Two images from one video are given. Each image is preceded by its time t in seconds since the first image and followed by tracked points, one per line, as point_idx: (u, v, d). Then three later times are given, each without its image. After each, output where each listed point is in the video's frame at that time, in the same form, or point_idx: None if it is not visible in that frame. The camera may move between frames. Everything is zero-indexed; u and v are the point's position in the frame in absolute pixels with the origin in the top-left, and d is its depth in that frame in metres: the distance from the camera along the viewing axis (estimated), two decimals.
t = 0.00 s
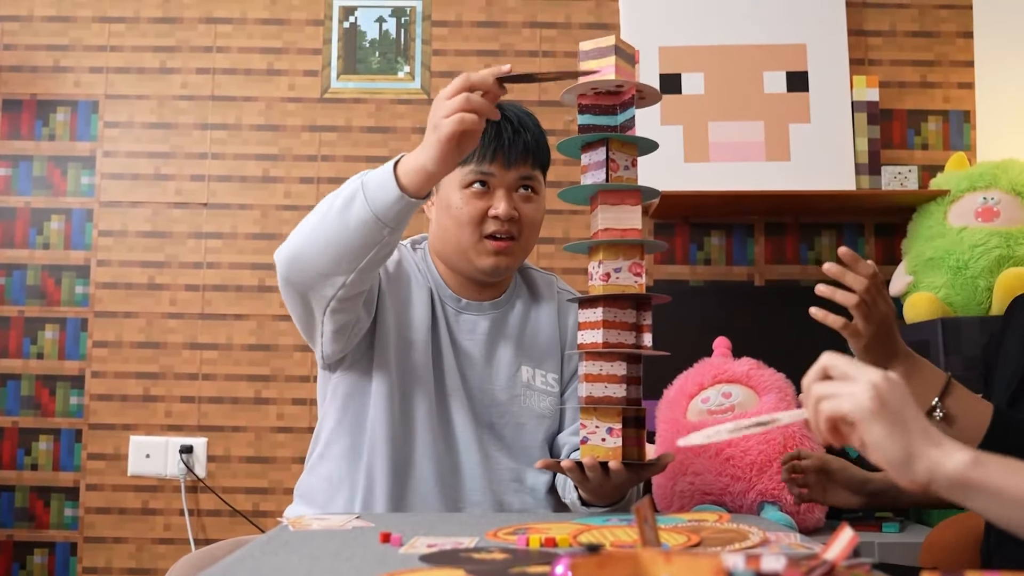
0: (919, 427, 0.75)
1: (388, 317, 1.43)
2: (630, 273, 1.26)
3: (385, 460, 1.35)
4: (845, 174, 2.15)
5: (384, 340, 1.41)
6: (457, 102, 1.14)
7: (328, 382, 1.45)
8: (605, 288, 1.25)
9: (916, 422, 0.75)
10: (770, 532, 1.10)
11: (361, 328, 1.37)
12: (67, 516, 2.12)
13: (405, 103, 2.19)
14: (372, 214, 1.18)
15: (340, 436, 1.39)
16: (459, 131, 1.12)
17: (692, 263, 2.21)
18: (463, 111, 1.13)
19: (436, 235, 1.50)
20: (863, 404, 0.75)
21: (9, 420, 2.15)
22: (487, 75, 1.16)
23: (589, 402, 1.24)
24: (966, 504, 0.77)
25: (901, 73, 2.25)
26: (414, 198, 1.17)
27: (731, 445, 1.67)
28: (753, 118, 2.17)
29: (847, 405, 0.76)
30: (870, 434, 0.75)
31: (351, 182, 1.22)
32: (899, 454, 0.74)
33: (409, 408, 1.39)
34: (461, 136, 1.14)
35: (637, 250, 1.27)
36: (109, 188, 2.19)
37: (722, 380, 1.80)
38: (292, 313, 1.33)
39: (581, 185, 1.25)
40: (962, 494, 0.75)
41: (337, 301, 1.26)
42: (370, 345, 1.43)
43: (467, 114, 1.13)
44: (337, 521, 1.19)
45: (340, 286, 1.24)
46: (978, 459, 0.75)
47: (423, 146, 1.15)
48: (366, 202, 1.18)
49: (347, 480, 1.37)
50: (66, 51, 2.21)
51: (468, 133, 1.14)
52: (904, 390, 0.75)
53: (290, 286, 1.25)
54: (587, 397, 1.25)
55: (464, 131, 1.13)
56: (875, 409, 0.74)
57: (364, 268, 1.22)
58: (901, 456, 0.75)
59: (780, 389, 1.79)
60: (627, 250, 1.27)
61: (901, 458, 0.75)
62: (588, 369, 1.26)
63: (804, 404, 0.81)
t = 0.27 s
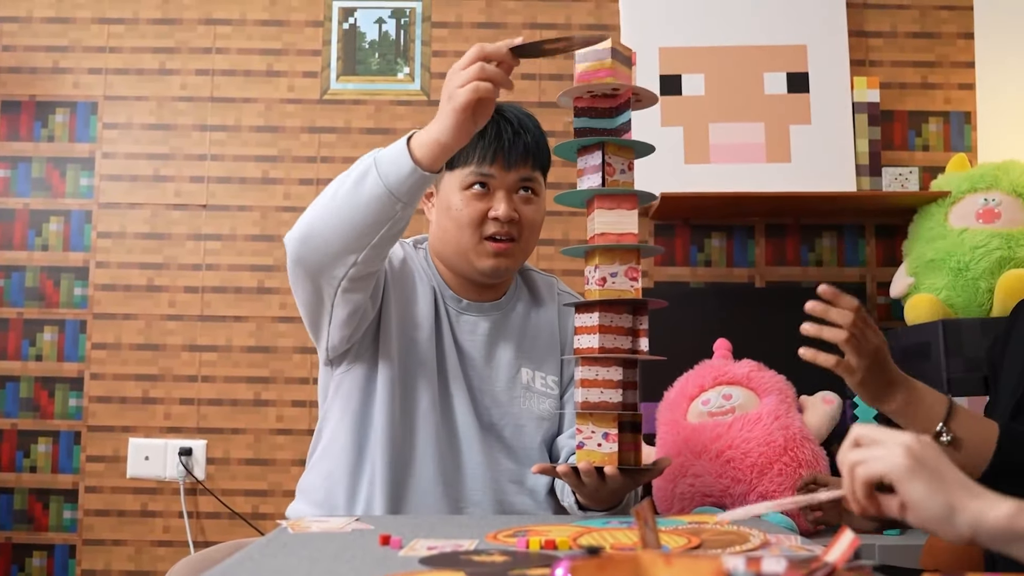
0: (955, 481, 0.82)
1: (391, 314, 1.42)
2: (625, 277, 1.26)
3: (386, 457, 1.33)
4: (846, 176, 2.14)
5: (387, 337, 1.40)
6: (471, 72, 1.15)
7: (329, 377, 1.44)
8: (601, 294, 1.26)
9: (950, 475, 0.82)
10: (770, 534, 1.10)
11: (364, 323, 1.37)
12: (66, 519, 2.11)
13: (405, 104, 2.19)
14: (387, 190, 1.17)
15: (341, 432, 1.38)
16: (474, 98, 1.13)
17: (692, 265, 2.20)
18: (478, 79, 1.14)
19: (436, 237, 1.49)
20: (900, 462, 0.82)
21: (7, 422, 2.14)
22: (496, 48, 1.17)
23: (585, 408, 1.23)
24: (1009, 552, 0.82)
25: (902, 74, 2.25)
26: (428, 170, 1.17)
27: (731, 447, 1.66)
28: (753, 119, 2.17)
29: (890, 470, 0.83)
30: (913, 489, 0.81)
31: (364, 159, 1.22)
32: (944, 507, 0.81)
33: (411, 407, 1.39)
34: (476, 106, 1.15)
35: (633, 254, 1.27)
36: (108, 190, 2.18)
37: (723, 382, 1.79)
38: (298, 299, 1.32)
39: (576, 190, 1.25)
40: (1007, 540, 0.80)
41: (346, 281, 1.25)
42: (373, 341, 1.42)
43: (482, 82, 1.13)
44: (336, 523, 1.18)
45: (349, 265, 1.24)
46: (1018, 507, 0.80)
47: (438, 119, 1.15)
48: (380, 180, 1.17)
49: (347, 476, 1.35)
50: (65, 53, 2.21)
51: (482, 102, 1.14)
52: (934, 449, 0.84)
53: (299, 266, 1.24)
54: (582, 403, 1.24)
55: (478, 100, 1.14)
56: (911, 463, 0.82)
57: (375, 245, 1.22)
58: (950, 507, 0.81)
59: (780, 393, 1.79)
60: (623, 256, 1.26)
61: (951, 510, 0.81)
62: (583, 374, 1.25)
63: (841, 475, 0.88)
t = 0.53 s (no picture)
0: (955, 501, 0.82)
1: (392, 311, 1.41)
2: (625, 279, 1.26)
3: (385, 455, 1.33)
4: (847, 177, 2.14)
5: (388, 333, 1.39)
6: (478, 55, 1.14)
7: (330, 373, 1.44)
8: (601, 294, 1.25)
9: (953, 495, 0.82)
10: (771, 536, 1.09)
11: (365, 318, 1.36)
12: (65, 521, 2.11)
13: (405, 106, 2.19)
14: (390, 178, 1.17)
15: (341, 430, 1.37)
16: (480, 80, 1.12)
17: (692, 266, 2.20)
18: (484, 61, 1.13)
19: (437, 239, 1.48)
20: (902, 485, 0.83)
21: (6, 424, 2.14)
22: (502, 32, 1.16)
23: (585, 410, 1.23)
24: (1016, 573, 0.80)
25: (902, 76, 2.24)
26: (434, 156, 1.16)
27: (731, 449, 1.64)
28: (753, 120, 2.17)
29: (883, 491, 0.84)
30: (912, 509, 0.81)
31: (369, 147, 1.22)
32: (943, 525, 0.80)
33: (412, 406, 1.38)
34: (483, 89, 1.14)
35: (633, 255, 1.26)
36: (107, 191, 2.18)
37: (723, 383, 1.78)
38: (300, 290, 1.32)
39: (576, 192, 1.24)
40: (1010, 561, 0.79)
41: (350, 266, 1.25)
42: (374, 337, 1.42)
43: (488, 64, 1.12)
44: (335, 526, 1.18)
45: (353, 252, 1.23)
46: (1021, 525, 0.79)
47: (445, 105, 1.15)
48: (385, 169, 1.17)
49: (347, 476, 1.34)
50: (64, 54, 2.20)
51: (488, 84, 1.13)
52: (938, 471, 0.84)
53: (302, 253, 1.24)
54: (583, 405, 1.24)
55: (485, 82, 1.13)
56: (909, 483, 0.82)
57: (379, 231, 1.21)
58: (946, 525, 0.80)
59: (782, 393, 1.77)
60: (623, 257, 1.26)
61: (947, 528, 0.80)
62: (584, 376, 1.24)
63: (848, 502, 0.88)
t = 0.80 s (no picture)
0: (926, 491, 0.75)
1: (393, 309, 1.40)
2: (626, 281, 1.25)
3: (386, 453, 1.31)
4: (847, 179, 2.13)
5: (389, 331, 1.38)
6: (479, 45, 1.13)
7: (330, 372, 1.42)
8: (602, 296, 1.24)
9: (921, 487, 0.75)
10: (772, 539, 1.08)
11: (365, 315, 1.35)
12: (64, 523, 2.10)
13: (405, 107, 2.18)
14: (393, 168, 1.16)
15: (341, 428, 1.36)
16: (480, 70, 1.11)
17: (693, 268, 2.19)
18: (485, 51, 1.12)
19: (437, 241, 1.48)
20: (869, 485, 0.77)
21: (4, 426, 2.13)
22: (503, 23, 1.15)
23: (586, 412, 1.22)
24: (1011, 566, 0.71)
25: (903, 77, 2.24)
26: (435, 147, 1.15)
27: (731, 451, 1.60)
28: (754, 122, 2.16)
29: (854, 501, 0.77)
30: (883, 505, 0.75)
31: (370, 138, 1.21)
32: (916, 513, 0.72)
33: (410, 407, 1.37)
34: (483, 79, 1.13)
35: (634, 257, 1.25)
36: (106, 193, 2.17)
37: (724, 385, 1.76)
38: (301, 285, 1.31)
39: (577, 193, 1.24)
40: (993, 546, 0.71)
41: (351, 259, 1.24)
42: (375, 335, 1.41)
43: (488, 53, 1.11)
44: (334, 528, 1.16)
45: (353, 243, 1.22)
46: (998, 508, 0.72)
47: (446, 96, 1.14)
48: (387, 158, 1.16)
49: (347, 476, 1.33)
50: (63, 55, 2.20)
51: (489, 74, 1.12)
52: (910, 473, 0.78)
53: (303, 244, 1.23)
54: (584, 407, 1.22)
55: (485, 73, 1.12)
56: (878, 480, 0.77)
57: (379, 222, 1.20)
58: (919, 515, 0.72)
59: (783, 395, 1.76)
60: (624, 259, 1.25)
61: (922, 517, 0.72)
62: (584, 378, 1.23)
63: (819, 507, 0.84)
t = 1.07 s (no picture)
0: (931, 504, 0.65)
1: (394, 307, 1.39)
2: (621, 281, 1.24)
3: (386, 451, 1.30)
4: (848, 180, 2.13)
5: (390, 329, 1.37)
6: (480, 35, 1.12)
7: (330, 370, 1.41)
8: (597, 297, 1.24)
9: (923, 503, 0.65)
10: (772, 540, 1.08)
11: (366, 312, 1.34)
12: (62, 526, 2.10)
13: (404, 109, 2.18)
14: (394, 160, 1.15)
15: (341, 427, 1.35)
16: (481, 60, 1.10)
17: (693, 270, 2.18)
18: (485, 41, 1.11)
19: (436, 241, 1.47)
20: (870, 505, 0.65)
21: (3, 428, 2.13)
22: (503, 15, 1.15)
23: (584, 412, 1.23)
24: (1013, 572, 0.65)
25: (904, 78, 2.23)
26: (435, 139, 1.14)
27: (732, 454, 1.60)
28: (754, 123, 2.15)
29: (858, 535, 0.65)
30: (892, 535, 0.64)
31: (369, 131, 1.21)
32: (932, 539, 0.63)
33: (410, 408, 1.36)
34: (484, 70, 1.12)
35: (629, 257, 1.25)
36: (105, 194, 2.17)
37: (724, 387, 1.75)
38: (301, 281, 1.30)
39: (570, 194, 1.23)
40: (1006, 558, 0.64)
41: (351, 253, 1.23)
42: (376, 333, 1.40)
43: (489, 44, 1.11)
44: (333, 531, 1.16)
45: (354, 237, 1.21)
46: (1012, 513, 0.64)
47: (446, 86, 1.13)
48: (388, 151, 1.16)
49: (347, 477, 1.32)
50: (62, 56, 2.19)
51: (489, 64, 1.12)
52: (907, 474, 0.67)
53: (303, 238, 1.22)
54: (581, 408, 1.23)
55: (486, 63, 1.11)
56: (876, 509, 0.64)
57: (380, 215, 1.20)
58: (932, 541, 0.64)
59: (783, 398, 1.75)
60: (618, 259, 1.24)
61: (938, 543, 0.64)
62: (582, 378, 1.24)
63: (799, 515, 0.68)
